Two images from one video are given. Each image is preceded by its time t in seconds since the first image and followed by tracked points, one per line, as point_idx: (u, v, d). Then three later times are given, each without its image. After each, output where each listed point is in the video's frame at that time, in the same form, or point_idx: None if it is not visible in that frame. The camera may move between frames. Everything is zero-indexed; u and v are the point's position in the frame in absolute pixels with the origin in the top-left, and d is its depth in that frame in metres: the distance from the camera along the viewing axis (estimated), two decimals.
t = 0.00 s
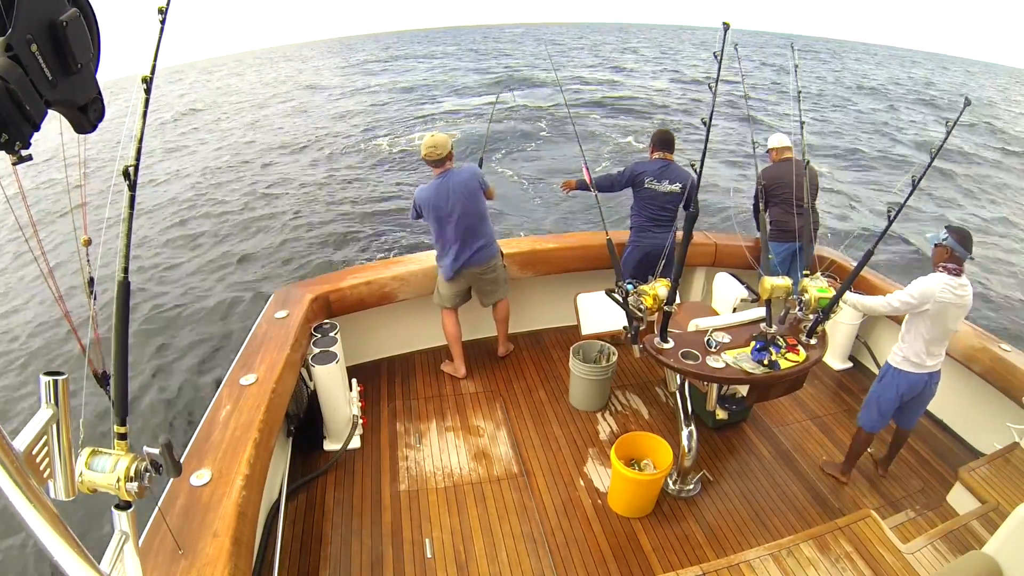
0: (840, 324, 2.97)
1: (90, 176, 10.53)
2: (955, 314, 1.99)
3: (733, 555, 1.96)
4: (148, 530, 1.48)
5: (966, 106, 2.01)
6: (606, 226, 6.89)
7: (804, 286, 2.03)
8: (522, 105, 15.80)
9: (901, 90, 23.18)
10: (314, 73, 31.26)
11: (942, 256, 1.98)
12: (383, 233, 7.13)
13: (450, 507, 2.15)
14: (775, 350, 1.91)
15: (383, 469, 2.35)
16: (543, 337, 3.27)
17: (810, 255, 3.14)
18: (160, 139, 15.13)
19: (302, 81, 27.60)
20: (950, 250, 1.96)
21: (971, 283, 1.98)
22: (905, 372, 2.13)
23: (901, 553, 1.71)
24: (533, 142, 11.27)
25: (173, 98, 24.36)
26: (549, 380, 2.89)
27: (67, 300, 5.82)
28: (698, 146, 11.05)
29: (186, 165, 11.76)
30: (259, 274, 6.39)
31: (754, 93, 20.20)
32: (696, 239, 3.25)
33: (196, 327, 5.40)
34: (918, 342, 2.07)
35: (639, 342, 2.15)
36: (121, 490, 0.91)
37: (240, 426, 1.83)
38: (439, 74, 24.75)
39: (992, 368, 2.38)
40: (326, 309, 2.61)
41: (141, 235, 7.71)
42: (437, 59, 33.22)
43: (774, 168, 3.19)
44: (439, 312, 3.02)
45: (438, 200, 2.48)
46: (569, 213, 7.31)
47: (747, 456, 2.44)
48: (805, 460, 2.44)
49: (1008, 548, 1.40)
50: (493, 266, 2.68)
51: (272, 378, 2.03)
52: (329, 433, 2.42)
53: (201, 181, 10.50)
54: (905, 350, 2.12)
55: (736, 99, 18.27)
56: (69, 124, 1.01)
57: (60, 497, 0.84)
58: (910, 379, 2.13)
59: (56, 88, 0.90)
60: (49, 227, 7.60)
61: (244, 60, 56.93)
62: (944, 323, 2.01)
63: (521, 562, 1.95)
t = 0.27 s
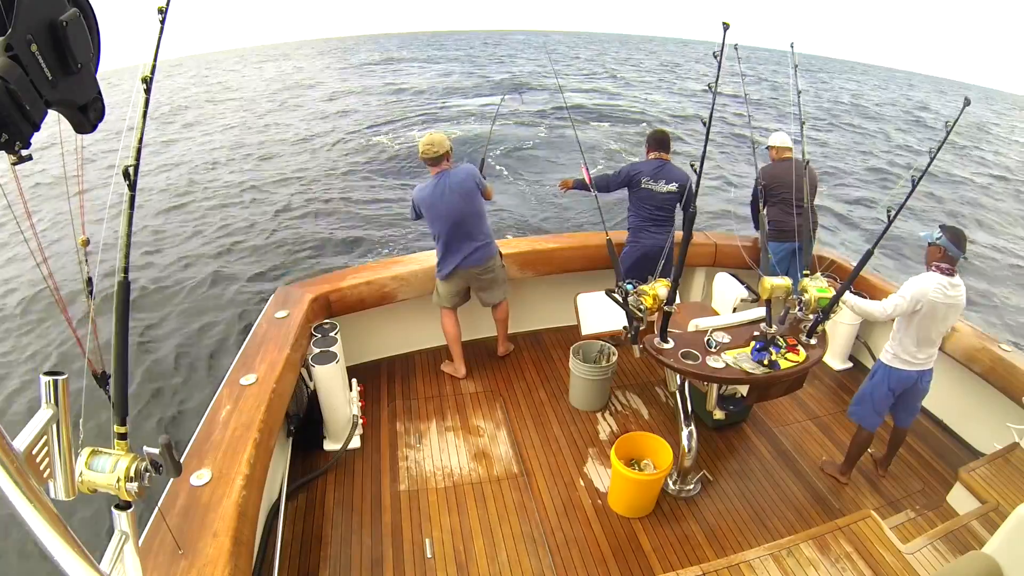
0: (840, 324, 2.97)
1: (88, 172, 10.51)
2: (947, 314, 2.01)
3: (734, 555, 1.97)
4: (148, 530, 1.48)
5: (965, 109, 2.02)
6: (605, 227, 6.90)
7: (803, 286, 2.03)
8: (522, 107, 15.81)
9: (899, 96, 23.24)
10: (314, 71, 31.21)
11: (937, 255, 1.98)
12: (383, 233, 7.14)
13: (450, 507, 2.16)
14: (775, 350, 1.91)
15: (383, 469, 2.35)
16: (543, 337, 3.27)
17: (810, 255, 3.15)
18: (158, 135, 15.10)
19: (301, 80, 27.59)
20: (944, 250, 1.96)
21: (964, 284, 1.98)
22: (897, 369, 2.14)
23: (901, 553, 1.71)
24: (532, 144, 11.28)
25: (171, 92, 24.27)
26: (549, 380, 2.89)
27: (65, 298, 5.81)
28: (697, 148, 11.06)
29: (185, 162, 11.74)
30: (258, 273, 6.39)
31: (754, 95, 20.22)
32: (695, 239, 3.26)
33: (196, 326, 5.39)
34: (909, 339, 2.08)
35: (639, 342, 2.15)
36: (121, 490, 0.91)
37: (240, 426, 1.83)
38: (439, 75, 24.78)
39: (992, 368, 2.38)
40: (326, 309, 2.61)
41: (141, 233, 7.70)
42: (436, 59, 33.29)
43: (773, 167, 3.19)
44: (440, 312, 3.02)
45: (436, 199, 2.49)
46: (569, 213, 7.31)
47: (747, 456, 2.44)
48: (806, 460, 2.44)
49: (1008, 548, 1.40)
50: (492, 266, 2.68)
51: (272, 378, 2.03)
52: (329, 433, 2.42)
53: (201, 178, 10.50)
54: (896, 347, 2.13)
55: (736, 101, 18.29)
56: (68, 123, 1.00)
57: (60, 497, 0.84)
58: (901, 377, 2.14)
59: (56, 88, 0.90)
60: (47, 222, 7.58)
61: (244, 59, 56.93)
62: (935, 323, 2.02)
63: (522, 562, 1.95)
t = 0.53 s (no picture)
0: (840, 324, 2.96)
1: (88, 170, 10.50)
2: (942, 314, 2.00)
3: (733, 555, 1.97)
4: (148, 530, 1.48)
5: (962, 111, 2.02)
6: (604, 227, 6.91)
7: (803, 286, 2.03)
8: (522, 108, 15.82)
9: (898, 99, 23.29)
10: (314, 69, 31.18)
11: (932, 255, 1.98)
12: (382, 233, 7.14)
13: (450, 507, 2.16)
14: (775, 350, 1.91)
15: (383, 469, 2.35)
16: (543, 337, 3.27)
17: (810, 255, 3.15)
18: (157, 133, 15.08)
19: (300, 77, 27.56)
20: (940, 250, 1.96)
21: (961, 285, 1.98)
22: (894, 369, 2.14)
23: (901, 553, 1.71)
24: (531, 145, 11.30)
25: (170, 89, 24.21)
26: (549, 380, 2.89)
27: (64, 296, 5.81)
28: (696, 150, 11.07)
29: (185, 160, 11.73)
30: (258, 274, 6.39)
31: (753, 97, 20.25)
32: (695, 239, 3.26)
33: (195, 326, 5.40)
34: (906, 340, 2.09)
35: (639, 342, 2.15)
36: (121, 490, 0.91)
37: (240, 426, 1.83)
38: (439, 76, 24.78)
39: (992, 368, 2.38)
40: (326, 309, 2.61)
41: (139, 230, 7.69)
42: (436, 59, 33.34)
43: (773, 166, 3.18)
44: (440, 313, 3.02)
45: (433, 197, 2.49)
46: (568, 214, 7.33)
47: (747, 456, 2.44)
48: (806, 460, 2.44)
49: (1008, 548, 1.40)
50: (488, 267, 2.67)
51: (272, 378, 2.03)
52: (329, 433, 2.42)
53: (199, 174, 10.48)
54: (892, 347, 2.14)
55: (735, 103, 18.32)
56: (68, 123, 1.01)
57: (60, 497, 0.85)
58: (898, 377, 2.14)
59: (55, 88, 0.90)
60: (46, 220, 7.56)
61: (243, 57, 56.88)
62: (931, 323, 2.02)
63: (522, 562, 1.95)
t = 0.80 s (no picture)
0: (840, 325, 2.96)
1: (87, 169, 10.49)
2: (938, 312, 2.00)
3: (733, 555, 1.97)
4: (148, 530, 1.48)
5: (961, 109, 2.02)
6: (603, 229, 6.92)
7: (803, 286, 2.04)
8: (521, 109, 15.82)
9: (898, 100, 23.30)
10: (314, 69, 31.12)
11: (929, 255, 1.98)
12: (382, 234, 7.15)
13: (450, 507, 2.16)
14: (775, 350, 1.91)
15: (383, 469, 2.35)
16: (543, 337, 3.27)
17: (810, 255, 3.15)
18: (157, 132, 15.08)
19: (300, 76, 27.54)
20: (937, 249, 1.96)
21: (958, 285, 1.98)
22: (892, 368, 2.14)
23: (901, 553, 1.71)
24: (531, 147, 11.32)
25: (169, 87, 24.15)
26: (549, 380, 2.89)
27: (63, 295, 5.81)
28: (696, 152, 11.09)
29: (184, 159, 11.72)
30: (257, 274, 6.40)
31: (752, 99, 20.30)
32: (695, 239, 3.26)
33: (194, 326, 5.40)
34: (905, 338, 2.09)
35: (638, 342, 2.15)
36: (121, 490, 0.91)
37: (240, 426, 1.83)
38: (439, 76, 24.80)
39: (992, 369, 2.38)
40: (326, 309, 2.61)
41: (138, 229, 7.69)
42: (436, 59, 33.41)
43: (772, 166, 3.18)
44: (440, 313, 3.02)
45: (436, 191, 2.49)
46: (567, 215, 7.33)
47: (747, 456, 2.44)
48: (806, 459, 2.44)
49: (1008, 549, 1.40)
50: (487, 265, 2.67)
51: (272, 379, 2.03)
52: (330, 433, 2.42)
53: (199, 172, 10.47)
54: (891, 346, 2.14)
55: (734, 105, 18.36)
56: (68, 123, 1.01)
57: (60, 497, 0.84)
58: (896, 377, 2.14)
59: (56, 87, 0.90)
60: (46, 219, 7.56)
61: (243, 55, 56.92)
62: (927, 321, 2.02)
63: (522, 562, 1.95)
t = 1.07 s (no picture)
0: (840, 325, 2.96)
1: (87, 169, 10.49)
2: (933, 309, 2.00)
3: (733, 555, 1.97)
4: (148, 530, 1.48)
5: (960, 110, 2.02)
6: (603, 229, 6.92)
7: (803, 286, 2.05)
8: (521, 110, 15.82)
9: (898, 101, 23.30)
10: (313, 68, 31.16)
11: (922, 252, 1.98)
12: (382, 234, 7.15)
13: (450, 507, 2.16)
14: (775, 350, 1.91)
15: (383, 469, 2.34)
16: (543, 337, 3.27)
17: (810, 255, 3.15)
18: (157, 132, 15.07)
19: (300, 75, 27.53)
20: (930, 247, 1.96)
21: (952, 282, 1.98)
22: (892, 368, 2.14)
23: (901, 553, 1.71)
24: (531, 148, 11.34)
25: (169, 85, 24.12)
26: (549, 380, 2.89)
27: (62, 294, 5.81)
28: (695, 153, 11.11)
29: (184, 159, 11.71)
30: (257, 273, 6.40)
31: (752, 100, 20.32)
32: (696, 240, 3.26)
33: (194, 326, 5.40)
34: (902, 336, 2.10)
35: (638, 342, 2.15)
36: (121, 490, 0.91)
37: (240, 426, 1.83)
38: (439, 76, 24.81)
39: (992, 369, 2.38)
40: (327, 309, 2.61)
41: (138, 229, 7.69)
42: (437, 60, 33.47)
43: (772, 165, 3.18)
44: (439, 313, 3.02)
45: (445, 188, 2.50)
46: (567, 216, 7.34)
47: (747, 456, 2.44)
48: (806, 460, 2.44)
49: (1008, 549, 1.40)
50: (489, 264, 2.68)
51: (272, 378, 2.03)
52: (330, 433, 2.42)
53: (199, 172, 10.46)
54: (889, 345, 2.15)
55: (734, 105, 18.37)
56: (68, 123, 1.01)
57: (60, 497, 0.84)
58: (894, 376, 2.14)
59: (56, 88, 0.90)
60: (46, 219, 7.56)
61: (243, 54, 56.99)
62: (922, 316, 2.03)
63: (521, 562, 1.95)
